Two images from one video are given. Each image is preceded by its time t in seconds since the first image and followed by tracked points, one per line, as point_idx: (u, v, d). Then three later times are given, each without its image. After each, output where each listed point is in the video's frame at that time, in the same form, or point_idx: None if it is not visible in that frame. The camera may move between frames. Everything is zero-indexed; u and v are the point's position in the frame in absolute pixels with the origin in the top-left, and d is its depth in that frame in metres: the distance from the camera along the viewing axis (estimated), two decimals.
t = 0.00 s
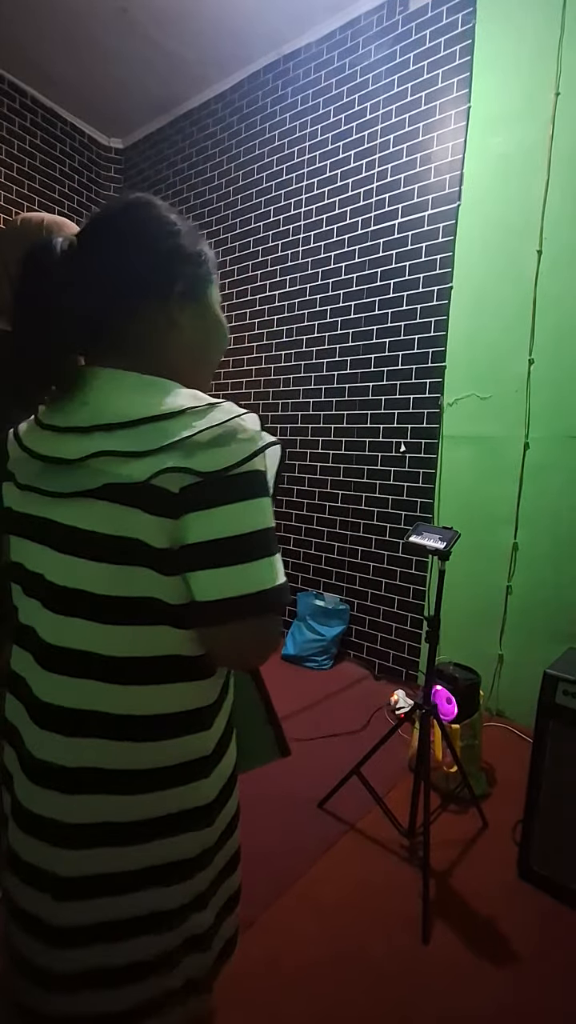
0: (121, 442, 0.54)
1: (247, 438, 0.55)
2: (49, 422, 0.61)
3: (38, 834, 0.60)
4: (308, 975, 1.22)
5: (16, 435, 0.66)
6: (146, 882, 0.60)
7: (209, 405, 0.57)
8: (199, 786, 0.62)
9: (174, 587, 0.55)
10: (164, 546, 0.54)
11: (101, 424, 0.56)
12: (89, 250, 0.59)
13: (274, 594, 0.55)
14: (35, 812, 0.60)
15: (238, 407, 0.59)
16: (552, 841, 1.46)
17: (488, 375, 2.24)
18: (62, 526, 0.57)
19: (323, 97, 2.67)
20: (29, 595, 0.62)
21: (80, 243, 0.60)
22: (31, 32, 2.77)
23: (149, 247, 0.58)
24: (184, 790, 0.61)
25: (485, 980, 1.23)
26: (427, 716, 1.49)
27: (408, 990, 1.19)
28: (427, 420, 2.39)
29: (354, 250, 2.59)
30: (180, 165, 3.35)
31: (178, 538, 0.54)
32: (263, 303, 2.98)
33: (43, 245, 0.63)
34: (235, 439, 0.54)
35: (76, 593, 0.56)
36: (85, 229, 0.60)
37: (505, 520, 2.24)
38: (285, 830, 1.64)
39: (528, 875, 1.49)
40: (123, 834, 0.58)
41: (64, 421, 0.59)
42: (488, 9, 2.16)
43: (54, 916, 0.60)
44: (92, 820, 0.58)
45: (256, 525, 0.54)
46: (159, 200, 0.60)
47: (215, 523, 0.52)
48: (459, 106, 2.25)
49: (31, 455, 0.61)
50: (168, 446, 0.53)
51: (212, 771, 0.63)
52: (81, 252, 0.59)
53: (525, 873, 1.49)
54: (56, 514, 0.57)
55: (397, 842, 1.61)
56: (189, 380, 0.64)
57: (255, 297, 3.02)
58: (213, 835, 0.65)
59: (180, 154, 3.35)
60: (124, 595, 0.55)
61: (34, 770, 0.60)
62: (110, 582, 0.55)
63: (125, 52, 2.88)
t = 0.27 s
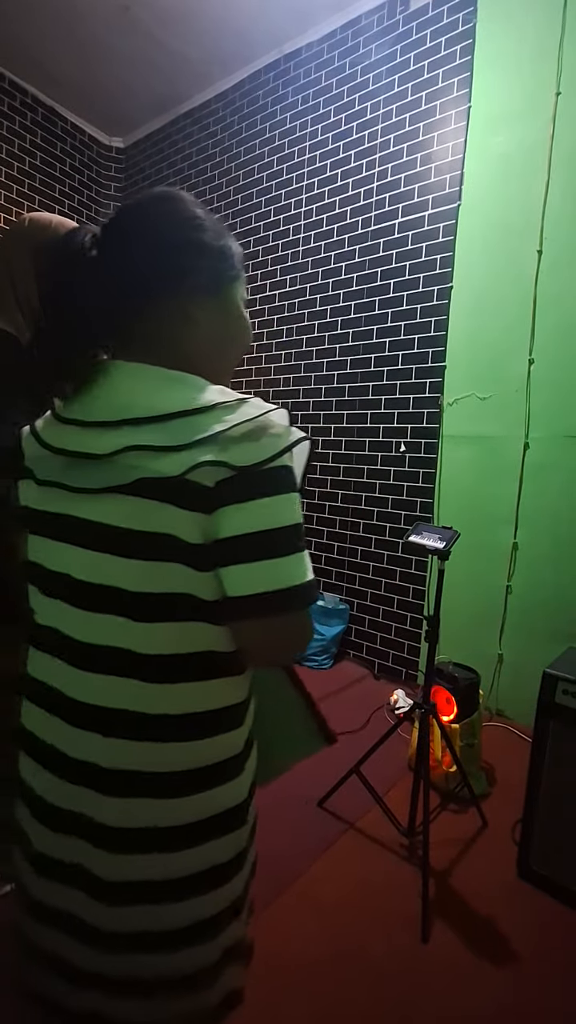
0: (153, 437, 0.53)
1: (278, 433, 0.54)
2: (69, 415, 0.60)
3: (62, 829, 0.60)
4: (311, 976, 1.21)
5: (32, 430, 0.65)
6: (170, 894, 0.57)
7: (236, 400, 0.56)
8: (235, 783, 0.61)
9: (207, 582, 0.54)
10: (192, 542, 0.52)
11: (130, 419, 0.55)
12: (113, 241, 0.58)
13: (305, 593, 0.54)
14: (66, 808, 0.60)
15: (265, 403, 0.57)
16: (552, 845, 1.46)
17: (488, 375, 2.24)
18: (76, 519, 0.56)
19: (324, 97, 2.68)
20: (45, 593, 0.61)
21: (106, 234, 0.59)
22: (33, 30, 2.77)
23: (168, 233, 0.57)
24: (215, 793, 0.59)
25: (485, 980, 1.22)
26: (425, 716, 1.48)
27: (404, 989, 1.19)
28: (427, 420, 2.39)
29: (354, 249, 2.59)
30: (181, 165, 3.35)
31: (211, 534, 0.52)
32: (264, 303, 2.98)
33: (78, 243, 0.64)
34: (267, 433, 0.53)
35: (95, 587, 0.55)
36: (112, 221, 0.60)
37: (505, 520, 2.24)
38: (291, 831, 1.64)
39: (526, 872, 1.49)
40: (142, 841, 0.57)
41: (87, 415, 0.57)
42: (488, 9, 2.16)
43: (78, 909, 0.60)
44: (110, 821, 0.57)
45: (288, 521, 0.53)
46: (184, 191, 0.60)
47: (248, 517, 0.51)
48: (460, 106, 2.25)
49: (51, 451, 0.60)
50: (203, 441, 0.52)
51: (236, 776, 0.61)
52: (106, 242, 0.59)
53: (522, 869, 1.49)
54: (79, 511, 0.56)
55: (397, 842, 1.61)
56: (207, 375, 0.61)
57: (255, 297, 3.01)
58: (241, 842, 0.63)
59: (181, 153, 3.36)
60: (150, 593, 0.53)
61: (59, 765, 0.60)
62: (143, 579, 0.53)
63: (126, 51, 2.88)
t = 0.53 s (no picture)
0: (190, 437, 0.53)
1: (313, 433, 0.55)
2: (89, 415, 0.59)
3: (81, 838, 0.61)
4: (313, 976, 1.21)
5: (52, 430, 0.64)
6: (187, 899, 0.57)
7: (270, 400, 0.58)
8: (263, 788, 0.61)
9: (245, 585, 0.54)
10: (201, 542, 0.52)
11: (166, 419, 0.54)
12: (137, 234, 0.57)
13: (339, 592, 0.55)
14: (86, 819, 0.60)
15: (287, 398, 0.59)
16: (553, 845, 1.46)
17: (487, 375, 2.24)
18: (91, 519, 0.57)
19: (324, 96, 2.68)
20: (67, 596, 0.61)
21: (128, 226, 0.58)
22: (34, 30, 2.77)
23: (197, 228, 0.56)
24: (242, 798, 0.59)
25: (485, 980, 1.22)
26: (424, 716, 1.48)
27: (402, 991, 1.19)
28: (427, 420, 2.39)
29: (354, 249, 2.59)
30: (180, 164, 3.35)
31: (251, 534, 0.53)
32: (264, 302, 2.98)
33: (90, 228, 0.62)
34: (302, 433, 0.54)
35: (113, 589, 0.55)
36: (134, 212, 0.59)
37: (505, 520, 2.24)
38: (299, 830, 1.64)
39: (524, 870, 1.49)
40: (159, 849, 0.57)
41: (116, 414, 0.56)
42: (488, 9, 2.16)
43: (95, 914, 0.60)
44: (129, 824, 0.57)
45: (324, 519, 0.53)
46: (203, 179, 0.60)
47: (288, 516, 0.52)
48: (460, 105, 2.24)
49: (76, 452, 0.59)
50: (244, 440, 0.52)
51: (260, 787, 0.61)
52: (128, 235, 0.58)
53: (521, 868, 1.50)
54: (109, 513, 0.55)
55: (397, 842, 1.61)
56: (230, 370, 0.61)
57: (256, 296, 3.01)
58: (263, 848, 0.63)
59: (181, 153, 3.36)
60: (180, 596, 0.53)
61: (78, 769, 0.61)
62: (184, 585, 0.53)
63: (127, 50, 2.88)
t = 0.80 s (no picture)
0: (227, 443, 0.52)
1: (346, 439, 0.55)
2: (114, 418, 0.58)
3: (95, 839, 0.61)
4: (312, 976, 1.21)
5: (69, 431, 0.63)
6: (195, 905, 0.57)
7: (304, 404, 0.57)
8: (287, 797, 0.62)
9: (280, 592, 0.55)
10: (207, 542, 0.52)
11: (199, 423, 0.53)
12: (164, 229, 0.56)
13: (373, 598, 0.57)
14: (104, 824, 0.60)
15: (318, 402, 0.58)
16: (552, 844, 1.46)
17: (487, 375, 2.24)
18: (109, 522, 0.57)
19: (324, 96, 2.68)
20: (87, 602, 0.60)
21: (155, 223, 0.57)
22: (34, 30, 2.77)
23: (226, 226, 0.55)
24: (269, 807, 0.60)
25: (485, 981, 1.22)
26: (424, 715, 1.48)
27: (401, 992, 1.18)
28: (427, 420, 2.39)
29: (355, 249, 2.59)
30: (180, 164, 3.35)
31: (287, 541, 0.53)
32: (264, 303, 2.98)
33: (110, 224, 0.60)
34: (336, 438, 0.55)
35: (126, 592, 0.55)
36: (160, 208, 0.58)
37: (505, 520, 2.24)
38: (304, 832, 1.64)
39: (523, 870, 1.49)
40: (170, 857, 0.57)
41: (145, 418, 0.56)
42: (488, 9, 2.16)
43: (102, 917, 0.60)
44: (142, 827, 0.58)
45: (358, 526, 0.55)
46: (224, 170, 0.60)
47: (327, 523, 0.52)
48: (460, 105, 2.25)
49: (100, 456, 0.58)
50: (283, 447, 0.52)
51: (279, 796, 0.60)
52: (156, 230, 0.57)
53: (520, 868, 1.50)
54: (140, 520, 0.54)
55: (396, 842, 1.61)
56: (255, 370, 0.61)
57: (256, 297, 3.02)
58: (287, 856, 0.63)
59: (180, 153, 3.36)
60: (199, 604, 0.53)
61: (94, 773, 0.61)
62: (221, 592, 0.53)
63: (127, 50, 2.88)
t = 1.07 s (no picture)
0: (267, 453, 0.53)
1: (380, 449, 0.55)
2: (145, 423, 0.58)
3: (110, 846, 0.63)
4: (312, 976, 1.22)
5: (85, 435, 0.63)
6: (203, 917, 0.58)
7: (339, 412, 0.57)
8: (311, 811, 0.62)
9: (315, 605, 0.55)
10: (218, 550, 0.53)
11: (235, 432, 0.54)
12: (202, 229, 0.56)
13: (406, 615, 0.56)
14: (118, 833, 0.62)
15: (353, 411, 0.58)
16: (553, 843, 1.46)
17: (487, 375, 2.24)
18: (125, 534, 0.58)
19: (324, 96, 2.68)
20: (106, 615, 0.61)
21: (190, 222, 0.57)
22: (34, 30, 2.77)
23: (266, 233, 0.57)
24: (290, 827, 0.60)
25: (485, 981, 1.22)
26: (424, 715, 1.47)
27: (401, 993, 1.19)
28: (427, 420, 2.39)
29: (355, 249, 2.59)
30: (180, 164, 3.35)
31: (323, 554, 0.53)
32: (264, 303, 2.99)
33: (140, 218, 0.59)
34: (371, 449, 0.55)
35: (139, 605, 0.57)
36: (193, 206, 0.58)
37: (505, 520, 2.24)
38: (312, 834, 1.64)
39: (523, 870, 1.49)
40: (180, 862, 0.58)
41: (176, 425, 0.55)
42: (488, 9, 2.16)
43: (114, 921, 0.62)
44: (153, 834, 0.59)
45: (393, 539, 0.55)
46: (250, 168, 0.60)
47: (366, 537, 0.53)
48: (460, 105, 2.25)
49: (126, 464, 0.58)
50: (322, 459, 0.52)
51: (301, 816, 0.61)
52: (193, 230, 0.56)
53: (520, 868, 1.50)
54: (174, 532, 0.54)
55: (396, 842, 1.60)
56: (282, 373, 0.62)
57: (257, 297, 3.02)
58: (311, 873, 0.64)
59: (180, 153, 3.36)
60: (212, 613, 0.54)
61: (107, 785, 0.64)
62: (259, 605, 0.53)
63: (126, 50, 2.88)
